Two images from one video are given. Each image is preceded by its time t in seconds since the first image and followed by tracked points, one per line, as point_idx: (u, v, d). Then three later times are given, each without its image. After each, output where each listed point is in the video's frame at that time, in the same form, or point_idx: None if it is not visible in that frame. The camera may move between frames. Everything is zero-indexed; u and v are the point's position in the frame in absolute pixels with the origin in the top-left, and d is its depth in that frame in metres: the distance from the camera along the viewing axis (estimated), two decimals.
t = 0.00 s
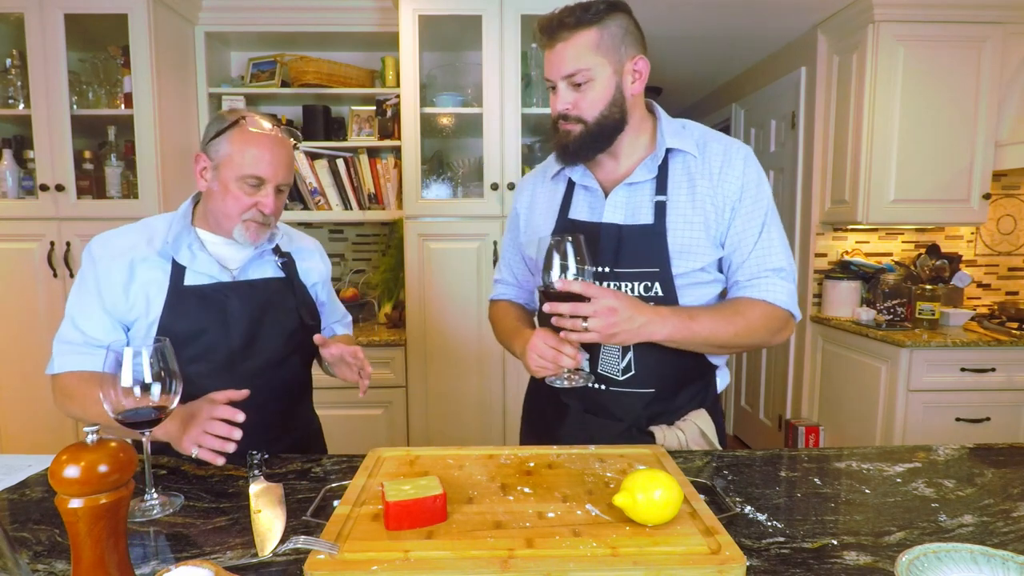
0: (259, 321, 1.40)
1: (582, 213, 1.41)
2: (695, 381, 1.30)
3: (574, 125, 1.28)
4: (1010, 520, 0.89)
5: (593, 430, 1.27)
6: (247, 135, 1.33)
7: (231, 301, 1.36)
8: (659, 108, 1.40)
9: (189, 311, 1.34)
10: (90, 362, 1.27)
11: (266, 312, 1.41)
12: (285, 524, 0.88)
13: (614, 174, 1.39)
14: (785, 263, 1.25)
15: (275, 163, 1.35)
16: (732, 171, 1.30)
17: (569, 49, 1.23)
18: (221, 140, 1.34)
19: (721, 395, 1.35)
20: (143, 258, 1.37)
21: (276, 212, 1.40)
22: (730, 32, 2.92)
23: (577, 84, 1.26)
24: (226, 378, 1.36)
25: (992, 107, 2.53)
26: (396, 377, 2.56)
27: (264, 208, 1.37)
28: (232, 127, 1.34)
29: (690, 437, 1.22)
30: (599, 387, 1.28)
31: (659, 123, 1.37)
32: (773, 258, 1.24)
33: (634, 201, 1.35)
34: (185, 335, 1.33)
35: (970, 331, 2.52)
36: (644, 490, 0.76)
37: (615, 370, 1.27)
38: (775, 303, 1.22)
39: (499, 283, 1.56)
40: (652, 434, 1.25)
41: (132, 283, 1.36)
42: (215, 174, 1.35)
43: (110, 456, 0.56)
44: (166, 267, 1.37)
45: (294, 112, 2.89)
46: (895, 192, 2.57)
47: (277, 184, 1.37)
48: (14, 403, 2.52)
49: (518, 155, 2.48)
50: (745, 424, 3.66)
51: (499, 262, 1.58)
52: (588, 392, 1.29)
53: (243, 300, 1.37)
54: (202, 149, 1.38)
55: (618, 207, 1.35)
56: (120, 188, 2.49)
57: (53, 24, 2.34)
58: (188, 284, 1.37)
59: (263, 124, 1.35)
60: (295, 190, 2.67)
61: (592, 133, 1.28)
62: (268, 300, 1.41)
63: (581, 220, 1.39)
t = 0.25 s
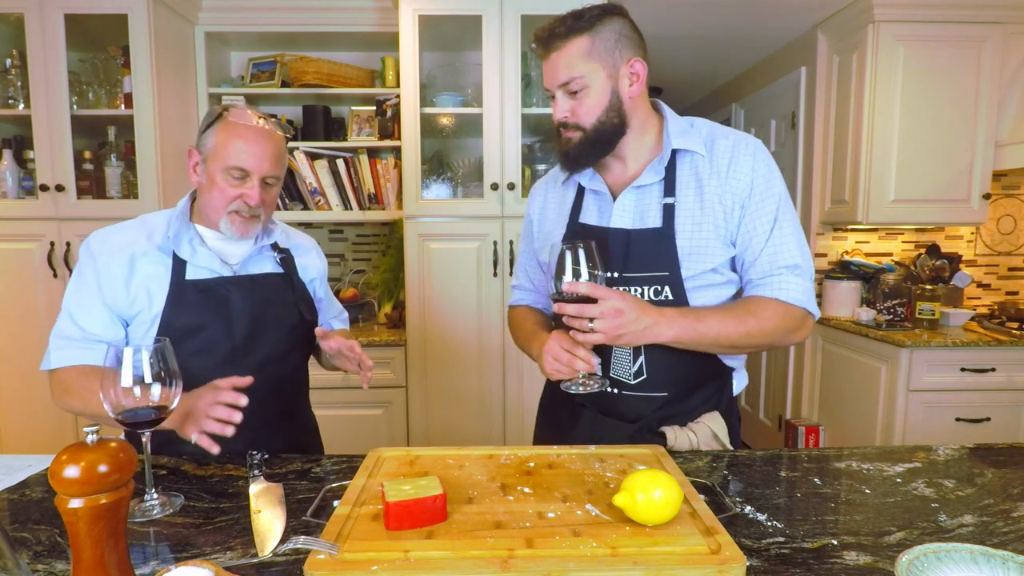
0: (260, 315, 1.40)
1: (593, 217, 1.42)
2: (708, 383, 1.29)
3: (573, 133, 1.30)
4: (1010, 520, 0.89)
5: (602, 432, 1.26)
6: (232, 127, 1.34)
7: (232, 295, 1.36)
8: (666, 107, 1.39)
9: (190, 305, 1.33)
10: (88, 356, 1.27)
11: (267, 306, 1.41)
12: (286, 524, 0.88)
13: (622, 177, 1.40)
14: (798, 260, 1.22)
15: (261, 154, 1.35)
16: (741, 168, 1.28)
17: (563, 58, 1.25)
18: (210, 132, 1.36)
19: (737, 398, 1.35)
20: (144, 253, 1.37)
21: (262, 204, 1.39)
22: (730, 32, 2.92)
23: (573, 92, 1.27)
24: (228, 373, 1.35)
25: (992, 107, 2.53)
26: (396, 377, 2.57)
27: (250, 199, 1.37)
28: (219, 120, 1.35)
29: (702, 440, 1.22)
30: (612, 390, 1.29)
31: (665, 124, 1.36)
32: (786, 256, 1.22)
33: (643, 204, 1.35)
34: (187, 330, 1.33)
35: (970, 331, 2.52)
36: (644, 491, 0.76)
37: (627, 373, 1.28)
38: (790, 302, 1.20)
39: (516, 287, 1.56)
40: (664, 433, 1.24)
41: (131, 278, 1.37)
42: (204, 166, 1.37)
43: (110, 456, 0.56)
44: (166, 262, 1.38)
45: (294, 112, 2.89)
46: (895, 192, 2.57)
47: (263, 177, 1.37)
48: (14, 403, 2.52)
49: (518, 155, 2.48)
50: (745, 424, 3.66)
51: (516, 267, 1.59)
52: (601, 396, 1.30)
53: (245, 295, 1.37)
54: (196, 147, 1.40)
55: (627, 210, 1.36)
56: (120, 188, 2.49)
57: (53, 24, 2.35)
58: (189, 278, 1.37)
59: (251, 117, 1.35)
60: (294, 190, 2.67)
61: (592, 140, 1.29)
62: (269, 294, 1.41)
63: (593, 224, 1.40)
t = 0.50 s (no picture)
0: (257, 310, 1.39)
1: (600, 216, 1.43)
2: (709, 384, 1.29)
3: (578, 132, 1.32)
4: (1010, 520, 0.89)
5: (602, 431, 1.28)
6: (205, 118, 1.33)
7: (226, 291, 1.37)
8: (678, 109, 1.39)
9: (183, 299, 1.35)
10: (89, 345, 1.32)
11: (263, 301, 1.40)
12: (286, 524, 0.88)
13: (631, 177, 1.40)
14: (805, 264, 1.21)
15: (235, 143, 1.34)
16: (750, 170, 1.27)
17: (568, 56, 1.28)
18: (189, 126, 1.37)
19: (738, 399, 1.34)
20: (141, 248, 1.39)
21: (240, 193, 1.37)
22: (730, 32, 2.92)
23: (577, 89, 1.29)
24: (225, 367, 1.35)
25: (992, 107, 2.53)
26: (397, 376, 2.56)
27: (227, 190, 1.36)
28: (194, 115, 1.35)
29: (703, 440, 1.21)
30: (612, 389, 1.29)
31: (676, 124, 1.36)
32: (792, 259, 1.21)
33: (650, 205, 1.36)
34: (182, 325, 1.34)
35: (970, 331, 2.52)
36: (644, 491, 0.76)
37: (628, 373, 1.28)
38: (794, 307, 1.20)
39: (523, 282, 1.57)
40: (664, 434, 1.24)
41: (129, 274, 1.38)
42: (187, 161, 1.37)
43: (110, 456, 0.56)
44: (163, 257, 1.39)
45: (294, 112, 2.89)
46: (895, 192, 2.57)
47: (239, 166, 1.35)
48: (14, 403, 2.52)
49: (518, 155, 2.48)
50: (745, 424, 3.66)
51: (523, 262, 1.59)
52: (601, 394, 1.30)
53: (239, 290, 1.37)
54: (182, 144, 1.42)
55: (633, 210, 1.36)
56: (120, 189, 2.49)
57: (53, 24, 2.35)
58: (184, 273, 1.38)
59: (223, 106, 1.34)
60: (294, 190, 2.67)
61: (596, 137, 1.30)
62: (266, 289, 1.41)
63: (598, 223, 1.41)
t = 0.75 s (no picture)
0: (256, 310, 1.39)
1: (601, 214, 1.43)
2: (704, 383, 1.29)
3: (588, 129, 1.32)
4: (1009, 520, 0.89)
5: (600, 431, 1.28)
6: (192, 123, 1.33)
7: (224, 292, 1.36)
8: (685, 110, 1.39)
9: (182, 301, 1.34)
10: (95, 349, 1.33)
11: (263, 301, 1.40)
12: (286, 524, 0.88)
13: (635, 174, 1.40)
14: (813, 269, 1.21)
15: (224, 145, 1.33)
16: (758, 174, 1.28)
17: (578, 50, 1.28)
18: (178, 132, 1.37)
19: (733, 400, 1.34)
20: (140, 251, 1.39)
21: (234, 195, 1.37)
22: (730, 32, 2.92)
23: (585, 85, 1.29)
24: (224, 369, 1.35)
25: (992, 107, 2.53)
26: (397, 376, 2.56)
27: (222, 194, 1.36)
28: (180, 121, 1.35)
29: (697, 440, 1.22)
30: (606, 387, 1.30)
31: (682, 125, 1.36)
32: (800, 264, 1.22)
33: (653, 203, 1.36)
34: (182, 326, 1.34)
35: (970, 331, 2.52)
36: (644, 490, 0.76)
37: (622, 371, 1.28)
38: (804, 309, 1.20)
39: (516, 272, 1.58)
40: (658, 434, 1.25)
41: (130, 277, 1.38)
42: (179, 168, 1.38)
43: (110, 456, 0.56)
44: (162, 259, 1.39)
45: (294, 112, 2.89)
46: (895, 191, 2.57)
47: (230, 168, 1.35)
48: (14, 402, 2.52)
49: (518, 155, 2.48)
50: (744, 424, 3.67)
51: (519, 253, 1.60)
52: (595, 392, 1.31)
53: (238, 290, 1.37)
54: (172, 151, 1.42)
55: (636, 209, 1.37)
56: (120, 189, 2.50)
57: (53, 25, 2.35)
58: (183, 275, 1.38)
59: (207, 108, 1.34)
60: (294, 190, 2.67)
61: (604, 134, 1.31)
62: (264, 289, 1.40)
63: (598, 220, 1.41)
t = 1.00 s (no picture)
0: (261, 311, 1.39)
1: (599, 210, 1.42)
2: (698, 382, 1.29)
3: (608, 119, 1.25)
4: (1009, 520, 0.89)
5: (598, 430, 1.28)
6: (207, 122, 1.35)
7: (230, 293, 1.36)
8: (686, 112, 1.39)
9: (188, 302, 1.34)
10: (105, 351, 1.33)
11: (268, 302, 1.40)
12: (285, 524, 0.88)
13: (636, 172, 1.38)
14: (810, 271, 1.23)
15: (241, 141, 1.36)
16: (759, 176, 1.29)
17: (601, 38, 1.20)
18: (188, 134, 1.38)
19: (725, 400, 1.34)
20: (148, 252, 1.39)
21: (257, 188, 1.39)
22: (729, 32, 2.92)
23: (608, 73, 1.22)
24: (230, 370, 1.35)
25: (992, 107, 2.53)
26: (397, 376, 2.56)
27: (245, 187, 1.38)
28: (192, 120, 1.37)
29: (693, 438, 1.23)
30: (601, 383, 1.28)
31: (684, 126, 1.36)
32: (798, 267, 1.23)
33: (654, 201, 1.36)
34: (188, 328, 1.34)
35: (970, 331, 2.52)
36: (644, 491, 0.76)
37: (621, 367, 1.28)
38: (802, 310, 1.20)
39: (504, 264, 1.56)
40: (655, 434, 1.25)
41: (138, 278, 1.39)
42: (194, 168, 1.39)
43: (110, 456, 0.56)
44: (169, 260, 1.39)
45: (294, 112, 2.89)
46: (895, 192, 2.57)
47: (250, 161, 1.38)
48: (14, 402, 2.52)
49: (518, 155, 2.48)
50: (744, 424, 3.67)
51: (510, 245, 1.59)
52: (590, 388, 1.30)
53: (244, 291, 1.37)
54: (181, 154, 1.43)
55: (637, 206, 1.36)
56: (121, 189, 2.50)
57: (53, 25, 2.35)
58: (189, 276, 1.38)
59: (220, 107, 1.36)
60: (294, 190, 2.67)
61: (626, 126, 1.25)
62: (270, 289, 1.40)
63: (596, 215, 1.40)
